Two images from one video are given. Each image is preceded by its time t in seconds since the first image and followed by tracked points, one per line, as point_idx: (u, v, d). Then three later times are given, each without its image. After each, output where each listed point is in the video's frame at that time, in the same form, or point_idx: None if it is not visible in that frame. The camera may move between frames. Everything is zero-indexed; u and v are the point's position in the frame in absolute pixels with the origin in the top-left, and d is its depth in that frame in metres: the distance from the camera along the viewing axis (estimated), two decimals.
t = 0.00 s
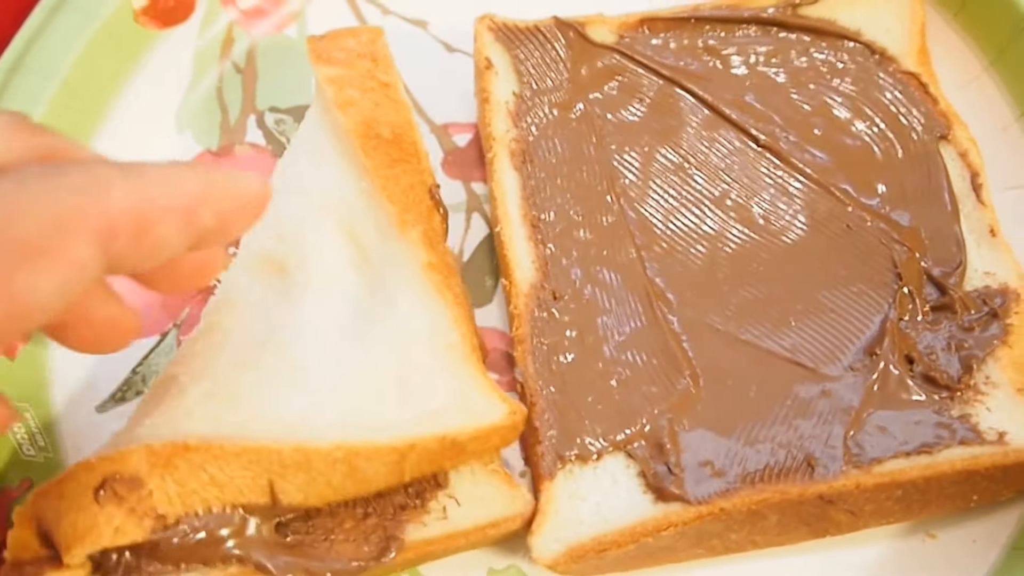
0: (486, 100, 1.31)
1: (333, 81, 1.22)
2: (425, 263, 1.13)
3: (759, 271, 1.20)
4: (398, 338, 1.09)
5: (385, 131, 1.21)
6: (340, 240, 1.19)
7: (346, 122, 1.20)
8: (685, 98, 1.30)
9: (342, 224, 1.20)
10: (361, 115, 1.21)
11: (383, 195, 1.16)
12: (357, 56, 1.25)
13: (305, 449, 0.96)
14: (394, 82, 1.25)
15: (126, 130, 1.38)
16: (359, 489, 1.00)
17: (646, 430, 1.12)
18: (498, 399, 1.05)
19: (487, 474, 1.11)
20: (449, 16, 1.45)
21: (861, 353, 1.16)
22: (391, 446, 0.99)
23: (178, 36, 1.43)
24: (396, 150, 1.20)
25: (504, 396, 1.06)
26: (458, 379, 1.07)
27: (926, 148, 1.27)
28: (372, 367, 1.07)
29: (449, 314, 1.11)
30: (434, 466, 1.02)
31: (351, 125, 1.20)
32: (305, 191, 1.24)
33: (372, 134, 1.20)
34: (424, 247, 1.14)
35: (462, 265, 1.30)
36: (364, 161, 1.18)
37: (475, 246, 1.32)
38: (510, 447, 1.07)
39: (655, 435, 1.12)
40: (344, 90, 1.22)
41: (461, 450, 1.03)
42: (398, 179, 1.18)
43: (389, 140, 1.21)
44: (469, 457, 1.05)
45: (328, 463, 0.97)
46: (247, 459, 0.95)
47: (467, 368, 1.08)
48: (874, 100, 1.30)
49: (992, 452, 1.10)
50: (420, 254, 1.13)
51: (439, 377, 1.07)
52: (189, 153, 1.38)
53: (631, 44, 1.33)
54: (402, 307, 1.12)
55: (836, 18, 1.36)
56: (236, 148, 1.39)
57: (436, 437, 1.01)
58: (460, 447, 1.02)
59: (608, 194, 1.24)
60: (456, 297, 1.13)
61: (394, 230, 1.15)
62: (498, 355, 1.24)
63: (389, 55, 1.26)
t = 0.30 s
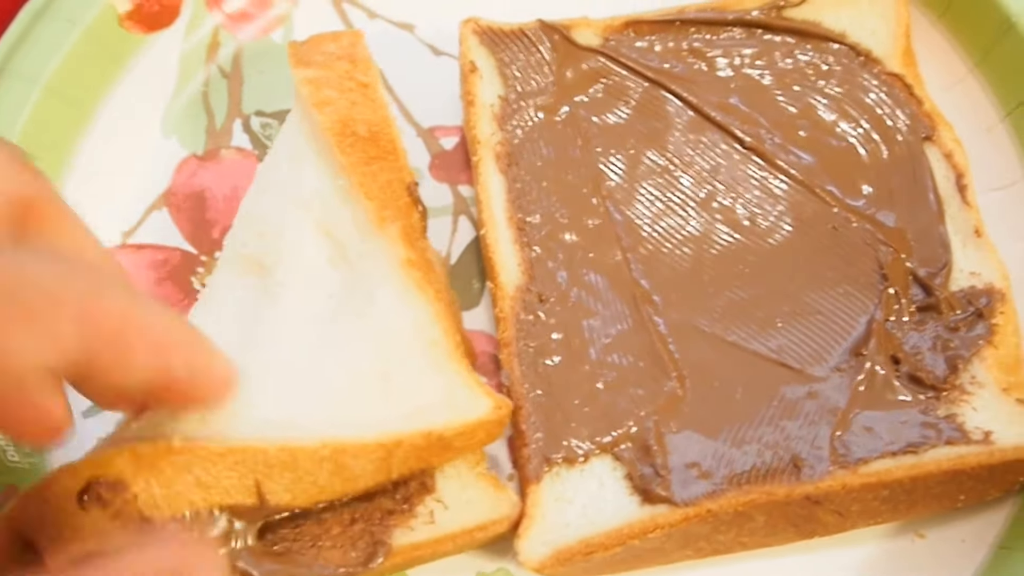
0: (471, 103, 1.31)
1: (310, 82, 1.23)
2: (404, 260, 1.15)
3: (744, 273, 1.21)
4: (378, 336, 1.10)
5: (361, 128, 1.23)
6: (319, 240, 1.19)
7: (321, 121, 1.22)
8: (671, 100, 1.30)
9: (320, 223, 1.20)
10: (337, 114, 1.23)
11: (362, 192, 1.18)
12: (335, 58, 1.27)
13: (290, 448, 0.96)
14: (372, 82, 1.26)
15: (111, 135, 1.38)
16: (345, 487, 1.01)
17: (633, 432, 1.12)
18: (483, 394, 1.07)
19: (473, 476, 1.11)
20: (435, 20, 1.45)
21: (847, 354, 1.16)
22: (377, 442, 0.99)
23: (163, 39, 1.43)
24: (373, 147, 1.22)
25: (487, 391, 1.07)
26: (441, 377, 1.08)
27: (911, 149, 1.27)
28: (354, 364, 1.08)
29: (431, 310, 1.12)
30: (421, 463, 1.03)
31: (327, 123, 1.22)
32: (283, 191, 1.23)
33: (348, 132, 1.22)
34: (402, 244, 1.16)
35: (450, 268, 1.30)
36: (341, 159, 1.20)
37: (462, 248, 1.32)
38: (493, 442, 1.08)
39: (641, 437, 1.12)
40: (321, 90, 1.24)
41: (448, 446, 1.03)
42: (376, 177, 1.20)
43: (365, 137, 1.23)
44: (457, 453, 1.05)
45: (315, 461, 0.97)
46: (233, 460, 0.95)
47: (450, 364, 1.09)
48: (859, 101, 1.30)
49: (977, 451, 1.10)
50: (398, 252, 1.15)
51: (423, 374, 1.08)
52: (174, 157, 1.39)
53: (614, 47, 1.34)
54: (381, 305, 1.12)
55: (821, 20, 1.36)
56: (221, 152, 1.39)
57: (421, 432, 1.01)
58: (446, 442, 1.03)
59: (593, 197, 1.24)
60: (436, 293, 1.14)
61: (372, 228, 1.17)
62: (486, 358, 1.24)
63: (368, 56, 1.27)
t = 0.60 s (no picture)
0: (452, 108, 1.32)
1: (269, 99, 1.19)
2: (372, 275, 1.13)
3: (726, 275, 1.21)
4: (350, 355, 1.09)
5: (324, 143, 1.18)
6: (286, 257, 1.16)
7: (283, 139, 1.17)
8: (653, 103, 1.30)
9: (286, 239, 1.17)
10: (298, 130, 1.18)
11: (324, 207, 1.15)
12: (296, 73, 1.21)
13: (282, 481, 0.99)
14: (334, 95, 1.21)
15: (94, 139, 1.38)
16: (345, 511, 1.02)
17: (615, 433, 1.13)
18: (465, 402, 1.07)
19: (453, 483, 1.10)
20: (418, 20, 1.44)
21: (829, 355, 1.16)
22: (366, 465, 1.01)
23: (146, 43, 1.43)
24: (337, 162, 1.18)
25: (469, 400, 1.07)
26: (418, 389, 1.07)
27: (894, 151, 1.27)
28: (328, 389, 1.08)
29: (399, 323, 1.11)
30: (417, 474, 1.04)
31: (288, 141, 1.17)
32: (246, 211, 1.21)
33: (310, 148, 1.18)
34: (369, 259, 1.14)
35: (434, 270, 1.30)
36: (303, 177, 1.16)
37: (446, 249, 1.31)
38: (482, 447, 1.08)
39: (623, 438, 1.12)
40: (281, 107, 1.19)
41: (438, 457, 1.04)
42: (340, 191, 1.17)
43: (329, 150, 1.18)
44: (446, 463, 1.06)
45: (307, 491, 1.00)
46: (228, 494, 0.98)
47: (427, 374, 1.08)
48: (841, 103, 1.29)
49: (958, 452, 1.09)
50: (365, 267, 1.13)
51: (402, 386, 1.08)
52: (157, 160, 1.39)
53: (594, 49, 1.34)
54: (353, 323, 1.11)
55: (803, 20, 1.36)
56: (205, 153, 1.39)
57: (410, 450, 1.02)
58: (436, 454, 1.04)
59: (575, 201, 1.25)
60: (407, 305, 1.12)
61: (337, 243, 1.14)
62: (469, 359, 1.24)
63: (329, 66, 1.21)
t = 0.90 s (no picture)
0: (430, 110, 1.32)
1: (241, 92, 1.23)
2: (343, 254, 1.14)
3: (703, 276, 1.21)
4: (325, 337, 1.10)
5: (293, 128, 1.20)
6: (257, 242, 1.18)
7: (252, 126, 1.20)
8: (632, 105, 1.30)
9: (259, 227, 1.19)
10: (266, 117, 1.21)
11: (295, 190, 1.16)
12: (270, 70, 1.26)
13: (253, 454, 0.99)
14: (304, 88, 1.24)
15: (72, 145, 1.38)
16: (316, 490, 1.03)
17: (594, 435, 1.12)
18: (439, 376, 1.06)
19: (433, 483, 1.12)
20: (397, 25, 1.44)
21: (807, 356, 1.16)
22: (337, 441, 1.01)
23: (124, 47, 1.43)
24: (305, 146, 1.19)
25: (443, 374, 1.06)
26: (392, 367, 1.07)
27: (871, 151, 1.27)
28: (302, 368, 1.08)
29: (372, 301, 1.11)
30: (389, 453, 1.04)
31: (256, 127, 1.20)
32: (222, 203, 1.23)
33: (278, 133, 1.20)
34: (338, 238, 1.14)
35: (413, 275, 1.30)
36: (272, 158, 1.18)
37: (425, 253, 1.31)
38: (460, 424, 1.07)
39: (603, 440, 1.12)
40: (252, 98, 1.23)
41: (412, 434, 1.04)
42: (309, 173, 1.18)
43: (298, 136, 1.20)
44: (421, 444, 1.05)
45: (279, 465, 1.00)
46: (198, 471, 0.98)
47: (399, 350, 1.09)
48: (819, 105, 1.29)
49: (936, 451, 1.10)
50: (336, 246, 1.14)
51: (378, 364, 1.08)
52: (136, 166, 1.39)
53: (572, 53, 1.34)
54: (327, 305, 1.11)
55: (780, 22, 1.37)
56: (184, 158, 1.39)
57: (383, 425, 1.03)
58: (410, 431, 1.03)
59: (554, 203, 1.25)
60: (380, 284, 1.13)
61: (308, 224, 1.15)
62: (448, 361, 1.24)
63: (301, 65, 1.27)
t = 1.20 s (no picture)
0: (406, 113, 1.32)
1: (210, 91, 1.24)
2: (308, 246, 1.14)
3: (678, 277, 1.21)
4: (290, 330, 1.10)
5: (259, 123, 1.22)
6: (221, 236, 1.19)
7: (218, 122, 1.22)
8: (607, 107, 1.30)
9: (222, 221, 1.19)
10: (233, 114, 1.23)
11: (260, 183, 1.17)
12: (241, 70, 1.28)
13: (215, 446, 1.01)
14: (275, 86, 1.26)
15: (47, 150, 1.38)
16: (281, 481, 1.04)
17: (569, 438, 1.12)
18: (402, 367, 1.07)
19: (408, 485, 1.11)
20: (373, 29, 1.44)
21: (782, 358, 1.16)
22: (300, 432, 1.02)
23: (100, 52, 1.42)
24: (271, 140, 1.21)
25: (407, 366, 1.07)
26: (357, 357, 1.08)
27: (846, 152, 1.27)
28: (268, 358, 1.09)
29: (337, 293, 1.12)
30: (353, 445, 1.05)
31: (223, 123, 1.22)
32: (186, 198, 1.23)
33: (244, 128, 1.22)
34: (302, 231, 1.15)
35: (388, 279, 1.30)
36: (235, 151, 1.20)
37: (401, 257, 1.31)
38: (424, 417, 1.08)
39: (578, 443, 1.12)
40: (220, 96, 1.24)
41: (376, 426, 1.05)
42: (274, 167, 1.19)
43: (265, 131, 1.22)
44: (386, 434, 1.06)
45: (242, 457, 1.02)
46: (160, 464, 1.01)
47: (363, 341, 1.10)
48: (794, 106, 1.29)
49: (910, 451, 1.10)
50: (300, 239, 1.15)
51: (342, 354, 1.09)
52: (112, 170, 1.38)
53: (547, 55, 1.34)
54: (292, 298, 1.12)
55: (755, 24, 1.37)
56: (160, 163, 1.38)
57: (346, 416, 1.03)
58: (373, 423, 1.05)
59: (529, 205, 1.25)
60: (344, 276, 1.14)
61: (273, 216, 1.16)
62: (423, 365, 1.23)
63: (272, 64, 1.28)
